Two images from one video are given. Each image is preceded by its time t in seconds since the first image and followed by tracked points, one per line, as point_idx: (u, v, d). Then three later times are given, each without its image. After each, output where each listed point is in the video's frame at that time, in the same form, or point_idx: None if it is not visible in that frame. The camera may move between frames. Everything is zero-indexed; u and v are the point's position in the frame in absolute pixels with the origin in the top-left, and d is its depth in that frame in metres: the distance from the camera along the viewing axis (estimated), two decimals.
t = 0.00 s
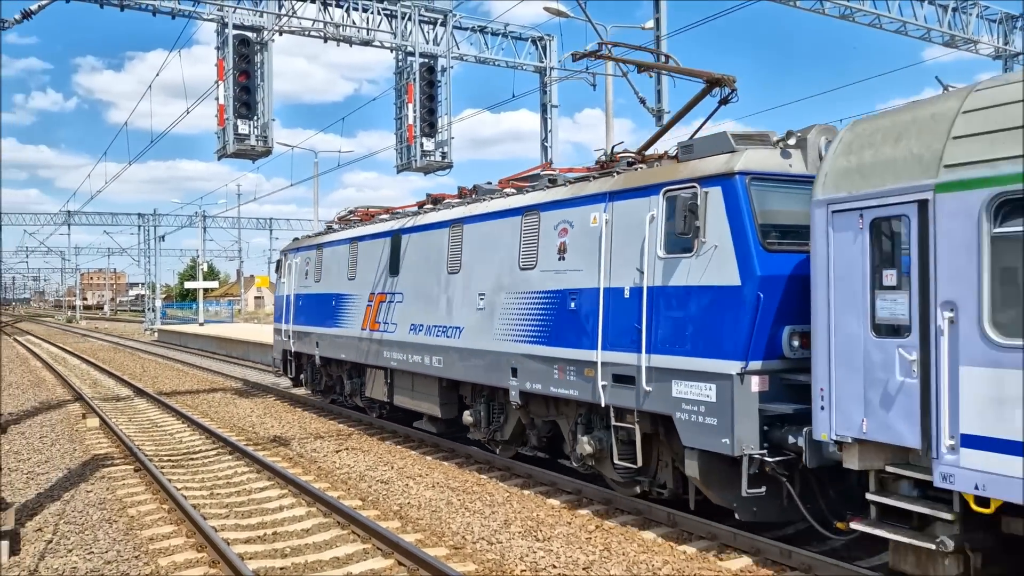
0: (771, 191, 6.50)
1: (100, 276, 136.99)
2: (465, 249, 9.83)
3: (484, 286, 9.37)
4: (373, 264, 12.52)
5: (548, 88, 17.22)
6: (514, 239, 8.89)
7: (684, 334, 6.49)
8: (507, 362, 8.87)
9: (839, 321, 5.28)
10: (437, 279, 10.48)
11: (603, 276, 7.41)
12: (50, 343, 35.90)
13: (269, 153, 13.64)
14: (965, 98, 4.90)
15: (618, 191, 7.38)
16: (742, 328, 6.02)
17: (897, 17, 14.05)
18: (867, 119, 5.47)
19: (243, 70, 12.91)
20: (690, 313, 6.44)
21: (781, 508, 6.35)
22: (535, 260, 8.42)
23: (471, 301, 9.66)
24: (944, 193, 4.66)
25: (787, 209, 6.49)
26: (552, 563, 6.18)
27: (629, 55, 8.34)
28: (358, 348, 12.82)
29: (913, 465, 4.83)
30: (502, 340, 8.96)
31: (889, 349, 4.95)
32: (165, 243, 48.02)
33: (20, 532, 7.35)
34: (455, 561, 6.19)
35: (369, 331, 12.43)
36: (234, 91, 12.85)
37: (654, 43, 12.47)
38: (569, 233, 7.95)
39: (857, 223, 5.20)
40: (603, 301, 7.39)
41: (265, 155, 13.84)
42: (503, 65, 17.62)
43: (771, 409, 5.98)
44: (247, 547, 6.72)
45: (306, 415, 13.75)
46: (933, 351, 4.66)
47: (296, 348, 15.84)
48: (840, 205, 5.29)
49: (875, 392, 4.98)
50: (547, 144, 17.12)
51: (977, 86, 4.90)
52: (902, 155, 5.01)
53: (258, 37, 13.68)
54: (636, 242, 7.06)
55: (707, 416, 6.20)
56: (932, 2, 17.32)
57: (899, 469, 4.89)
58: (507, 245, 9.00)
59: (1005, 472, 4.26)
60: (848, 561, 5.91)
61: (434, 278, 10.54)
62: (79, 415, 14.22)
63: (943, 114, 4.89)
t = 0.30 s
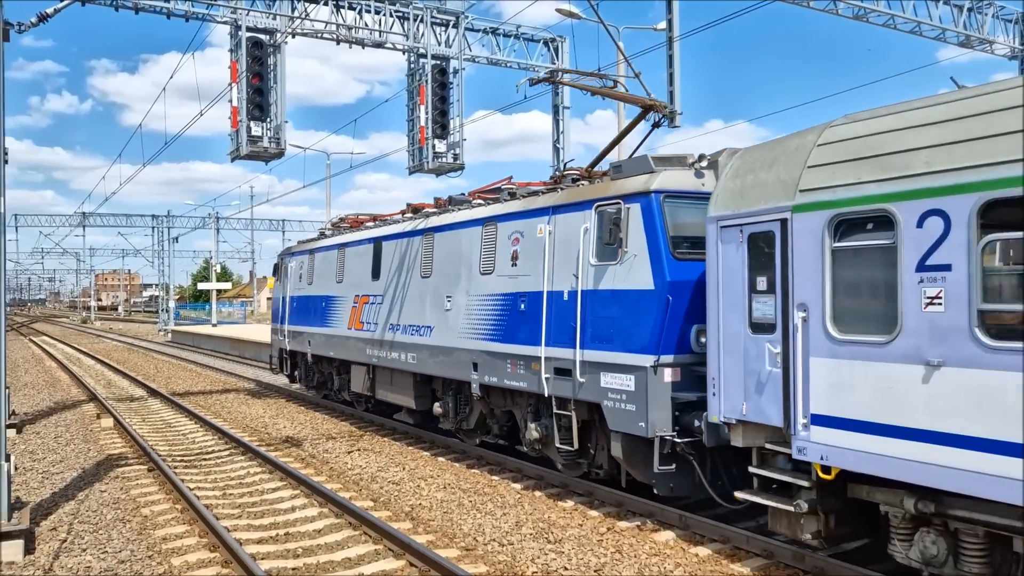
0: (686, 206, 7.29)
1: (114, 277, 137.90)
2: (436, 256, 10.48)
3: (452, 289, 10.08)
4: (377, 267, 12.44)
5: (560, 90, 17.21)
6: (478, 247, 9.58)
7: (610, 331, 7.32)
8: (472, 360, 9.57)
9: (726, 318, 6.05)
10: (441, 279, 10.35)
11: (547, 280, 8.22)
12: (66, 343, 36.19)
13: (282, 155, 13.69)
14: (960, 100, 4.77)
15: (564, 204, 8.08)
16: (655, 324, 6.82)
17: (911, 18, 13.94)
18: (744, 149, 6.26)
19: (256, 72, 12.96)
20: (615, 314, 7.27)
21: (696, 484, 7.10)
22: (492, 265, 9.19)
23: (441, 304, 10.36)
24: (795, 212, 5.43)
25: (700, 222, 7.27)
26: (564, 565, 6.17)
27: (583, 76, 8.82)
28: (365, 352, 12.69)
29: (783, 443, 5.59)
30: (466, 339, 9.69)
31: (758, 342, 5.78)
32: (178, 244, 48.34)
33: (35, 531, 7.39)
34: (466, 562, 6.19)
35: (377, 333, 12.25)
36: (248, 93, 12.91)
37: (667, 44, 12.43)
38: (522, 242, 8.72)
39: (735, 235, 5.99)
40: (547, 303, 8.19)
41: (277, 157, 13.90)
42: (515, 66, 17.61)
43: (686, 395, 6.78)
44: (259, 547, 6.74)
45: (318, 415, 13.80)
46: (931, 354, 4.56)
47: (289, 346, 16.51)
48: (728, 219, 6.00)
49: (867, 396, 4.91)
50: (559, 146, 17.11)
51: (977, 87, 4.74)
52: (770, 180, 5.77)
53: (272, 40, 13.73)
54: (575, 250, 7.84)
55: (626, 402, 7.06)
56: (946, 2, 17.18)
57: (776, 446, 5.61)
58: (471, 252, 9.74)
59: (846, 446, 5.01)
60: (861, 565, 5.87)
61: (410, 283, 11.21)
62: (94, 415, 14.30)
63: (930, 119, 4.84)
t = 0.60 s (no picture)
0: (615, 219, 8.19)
1: (124, 278, 138.57)
2: (409, 263, 11.35)
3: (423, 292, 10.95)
4: (383, 270, 12.32)
5: (567, 91, 17.20)
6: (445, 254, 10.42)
7: (551, 329, 8.21)
8: (439, 356, 10.45)
9: (638, 318, 6.92)
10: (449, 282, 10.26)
11: (500, 284, 9.11)
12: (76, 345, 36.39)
13: (290, 157, 13.73)
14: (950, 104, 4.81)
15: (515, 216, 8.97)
16: (586, 323, 7.70)
17: (921, 18, 13.88)
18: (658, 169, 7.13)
19: (265, 74, 12.99)
20: (554, 314, 8.15)
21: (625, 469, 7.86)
22: (456, 271, 10.07)
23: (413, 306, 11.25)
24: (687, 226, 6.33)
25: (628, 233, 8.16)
26: (572, 567, 6.17)
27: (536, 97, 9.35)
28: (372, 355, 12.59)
29: (684, 426, 6.42)
30: (433, 337, 10.58)
31: (662, 338, 6.65)
32: (188, 246, 48.55)
33: (45, 532, 7.42)
34: (474, 564, 6.20)
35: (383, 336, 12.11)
36: (256, 95, 12.94)
37: (675, 45, 12.41)
38: (479, 250, 9.60)
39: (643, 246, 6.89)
40: (499, 305, 9.09)
41: (286, 159, 13.95)
42: (523, 67, 17.61)
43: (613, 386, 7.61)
44: (267, 548, 6.76)
45: (326, 416, 13.84)
46: (938, 357, 4.52)
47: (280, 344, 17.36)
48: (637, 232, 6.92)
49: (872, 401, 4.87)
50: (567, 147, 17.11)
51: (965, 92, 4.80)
52: (673, 201, 6.64)
53: (280, 42, 13.78)
54: (525, 257, 8.72)
55: (561, 393, 7.96)
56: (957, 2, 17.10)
57: (680, 429, 6.45)
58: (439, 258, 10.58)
59: (725, 425, 5.90)
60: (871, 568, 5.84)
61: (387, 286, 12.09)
62: (104, 416, 14.37)
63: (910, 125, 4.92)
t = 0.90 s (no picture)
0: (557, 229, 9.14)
1: (129, 279, 138.95)
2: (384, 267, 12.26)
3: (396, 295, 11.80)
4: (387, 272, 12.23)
5: (572, 92, 17.20)
6: (414, 260, 11.33)
7: (502, 327, 9.14)
8: (409, 354, 11.36)
9: (571, 317, 7.89)
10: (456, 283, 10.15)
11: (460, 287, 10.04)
12: (82, 346, 36.49)
13: (295, 158, 13.77)
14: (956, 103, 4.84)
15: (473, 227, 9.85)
16: (532, 323, 8.65)
17: (927, 18, 13.85)
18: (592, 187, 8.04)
19: (270, 76, 13.03)
20: (504, 314, 9.08)
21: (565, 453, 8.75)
22: (423, 275, 10.97)
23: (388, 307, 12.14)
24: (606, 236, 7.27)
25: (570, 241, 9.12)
26: (577, 568, 6.16)
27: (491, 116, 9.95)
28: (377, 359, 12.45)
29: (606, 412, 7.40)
30: (404, 336, 11.48)
31: (587, 335, 7.62)
32: (192, 247, 48.66)
33: (51, 532, 7.44)
34: (479, 565, 6.20)
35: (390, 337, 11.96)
36: (262, 97, 12.98)
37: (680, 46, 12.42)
38: (443, 257, 10.52)
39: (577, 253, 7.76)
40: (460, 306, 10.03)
41: (291, 161, 13.98)
42: (528, 69, 17.62)
43: (554, 378, 8.51)
44: (273, 549, 6.77)
45: (332, 418, 13.85)
46: (947, 357, 4.52)
47: (270, 341, 18.23)
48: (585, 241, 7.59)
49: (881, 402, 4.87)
50: (572, 149, 17.11)
51: (970, 92, 4.82)
52: (597, 214, 7.57)
53: (285, 44, 13.82)
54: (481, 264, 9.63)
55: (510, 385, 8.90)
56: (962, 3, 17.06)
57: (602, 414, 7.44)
58: (410, 264, 11.49)
59: (635, 410, 6.87)
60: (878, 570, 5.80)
61: (364, 290, 12.98)
62: (110, 417, 14.41)
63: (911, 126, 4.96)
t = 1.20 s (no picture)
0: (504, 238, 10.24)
1: (133, 280, 139.17)
2: (360, 271, 13.27)
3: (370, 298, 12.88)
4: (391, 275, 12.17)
5: (575, 94, 17.20)
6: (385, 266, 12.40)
7: (457, 326, 10.22)
8: (380, 351, 12.45)
9: (508, 317, 8.96)
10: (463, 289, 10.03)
11: (423, 290, 11.12)
12: (85, 349, 36.50)
13: (298, 159, 13.78)
14: (963, 102, 4.82)
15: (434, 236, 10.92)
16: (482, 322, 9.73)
17: (930, 19, 13.81)
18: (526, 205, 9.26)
19: (274, 77, 13.05)
20: (458, 315, 10.17)
21: (511, 439, 9.86)
22: (391, 280, 12.06)
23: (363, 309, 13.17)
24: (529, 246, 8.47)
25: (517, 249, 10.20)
26: (580, 569, 6.15)
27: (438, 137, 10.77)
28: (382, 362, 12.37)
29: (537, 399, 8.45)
30: (375, 335, 12.60)
31: (521, 333, 8.67)
32: (196, 249, 48.71)
33: (55, 533, 7.46)
34: (482, 566, 6.20)
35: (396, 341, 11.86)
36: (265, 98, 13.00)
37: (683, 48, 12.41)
38: (409, 263, 11.61)
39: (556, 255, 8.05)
40: (422, 308, 11.14)
41: (294, 162, 13.98)
42: (530, 70, 17.62)
43: (499, 371, 9.57)
44: (276, 550, 6.77)
45: (335, 419, 13.84)
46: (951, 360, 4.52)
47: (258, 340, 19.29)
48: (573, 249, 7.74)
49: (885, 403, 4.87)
50: (574, 150, 17.10)
51: (977, 92, 4.81)
52: (530, 225, 8.63)
53: (288, 45, 13.85)
54: (439, 268, 10.73)
55: (461, 378, 9.99)
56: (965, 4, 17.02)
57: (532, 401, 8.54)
58: (382, 269, 12.54)
59: (559, 397, 7.94)
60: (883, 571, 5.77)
61: (343, 292, 13.97)
62: (113, 419, 14.44)
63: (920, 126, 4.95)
